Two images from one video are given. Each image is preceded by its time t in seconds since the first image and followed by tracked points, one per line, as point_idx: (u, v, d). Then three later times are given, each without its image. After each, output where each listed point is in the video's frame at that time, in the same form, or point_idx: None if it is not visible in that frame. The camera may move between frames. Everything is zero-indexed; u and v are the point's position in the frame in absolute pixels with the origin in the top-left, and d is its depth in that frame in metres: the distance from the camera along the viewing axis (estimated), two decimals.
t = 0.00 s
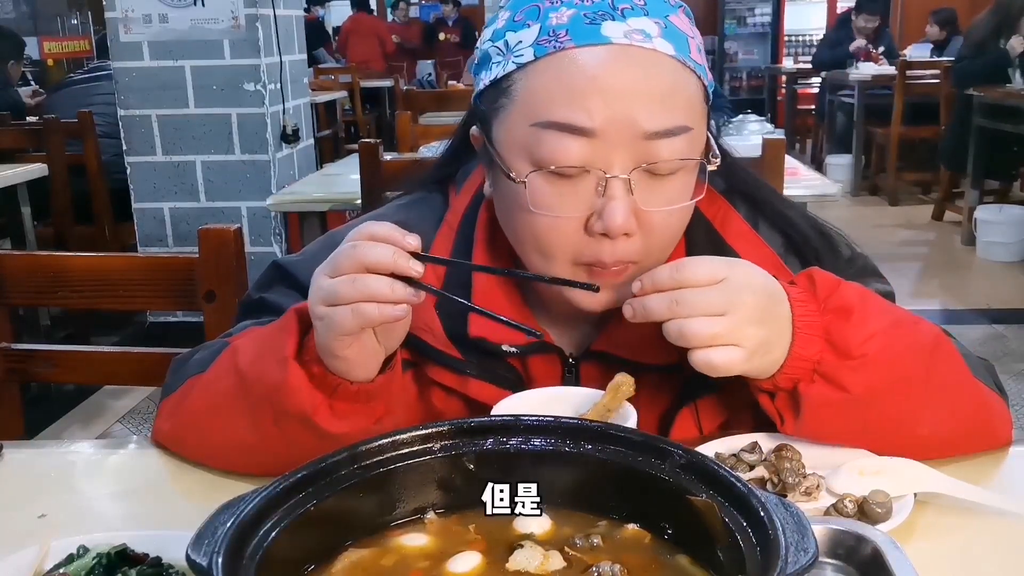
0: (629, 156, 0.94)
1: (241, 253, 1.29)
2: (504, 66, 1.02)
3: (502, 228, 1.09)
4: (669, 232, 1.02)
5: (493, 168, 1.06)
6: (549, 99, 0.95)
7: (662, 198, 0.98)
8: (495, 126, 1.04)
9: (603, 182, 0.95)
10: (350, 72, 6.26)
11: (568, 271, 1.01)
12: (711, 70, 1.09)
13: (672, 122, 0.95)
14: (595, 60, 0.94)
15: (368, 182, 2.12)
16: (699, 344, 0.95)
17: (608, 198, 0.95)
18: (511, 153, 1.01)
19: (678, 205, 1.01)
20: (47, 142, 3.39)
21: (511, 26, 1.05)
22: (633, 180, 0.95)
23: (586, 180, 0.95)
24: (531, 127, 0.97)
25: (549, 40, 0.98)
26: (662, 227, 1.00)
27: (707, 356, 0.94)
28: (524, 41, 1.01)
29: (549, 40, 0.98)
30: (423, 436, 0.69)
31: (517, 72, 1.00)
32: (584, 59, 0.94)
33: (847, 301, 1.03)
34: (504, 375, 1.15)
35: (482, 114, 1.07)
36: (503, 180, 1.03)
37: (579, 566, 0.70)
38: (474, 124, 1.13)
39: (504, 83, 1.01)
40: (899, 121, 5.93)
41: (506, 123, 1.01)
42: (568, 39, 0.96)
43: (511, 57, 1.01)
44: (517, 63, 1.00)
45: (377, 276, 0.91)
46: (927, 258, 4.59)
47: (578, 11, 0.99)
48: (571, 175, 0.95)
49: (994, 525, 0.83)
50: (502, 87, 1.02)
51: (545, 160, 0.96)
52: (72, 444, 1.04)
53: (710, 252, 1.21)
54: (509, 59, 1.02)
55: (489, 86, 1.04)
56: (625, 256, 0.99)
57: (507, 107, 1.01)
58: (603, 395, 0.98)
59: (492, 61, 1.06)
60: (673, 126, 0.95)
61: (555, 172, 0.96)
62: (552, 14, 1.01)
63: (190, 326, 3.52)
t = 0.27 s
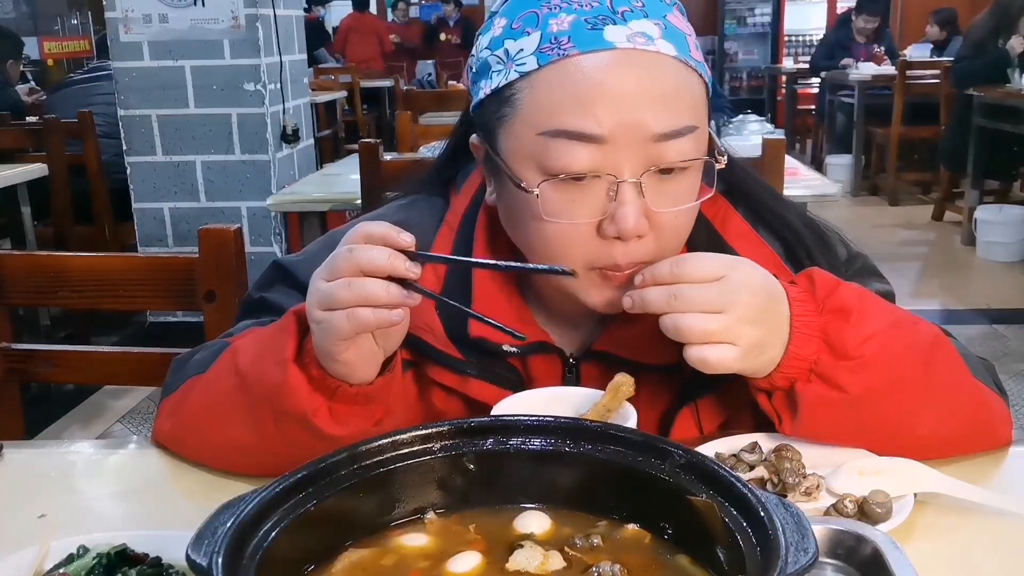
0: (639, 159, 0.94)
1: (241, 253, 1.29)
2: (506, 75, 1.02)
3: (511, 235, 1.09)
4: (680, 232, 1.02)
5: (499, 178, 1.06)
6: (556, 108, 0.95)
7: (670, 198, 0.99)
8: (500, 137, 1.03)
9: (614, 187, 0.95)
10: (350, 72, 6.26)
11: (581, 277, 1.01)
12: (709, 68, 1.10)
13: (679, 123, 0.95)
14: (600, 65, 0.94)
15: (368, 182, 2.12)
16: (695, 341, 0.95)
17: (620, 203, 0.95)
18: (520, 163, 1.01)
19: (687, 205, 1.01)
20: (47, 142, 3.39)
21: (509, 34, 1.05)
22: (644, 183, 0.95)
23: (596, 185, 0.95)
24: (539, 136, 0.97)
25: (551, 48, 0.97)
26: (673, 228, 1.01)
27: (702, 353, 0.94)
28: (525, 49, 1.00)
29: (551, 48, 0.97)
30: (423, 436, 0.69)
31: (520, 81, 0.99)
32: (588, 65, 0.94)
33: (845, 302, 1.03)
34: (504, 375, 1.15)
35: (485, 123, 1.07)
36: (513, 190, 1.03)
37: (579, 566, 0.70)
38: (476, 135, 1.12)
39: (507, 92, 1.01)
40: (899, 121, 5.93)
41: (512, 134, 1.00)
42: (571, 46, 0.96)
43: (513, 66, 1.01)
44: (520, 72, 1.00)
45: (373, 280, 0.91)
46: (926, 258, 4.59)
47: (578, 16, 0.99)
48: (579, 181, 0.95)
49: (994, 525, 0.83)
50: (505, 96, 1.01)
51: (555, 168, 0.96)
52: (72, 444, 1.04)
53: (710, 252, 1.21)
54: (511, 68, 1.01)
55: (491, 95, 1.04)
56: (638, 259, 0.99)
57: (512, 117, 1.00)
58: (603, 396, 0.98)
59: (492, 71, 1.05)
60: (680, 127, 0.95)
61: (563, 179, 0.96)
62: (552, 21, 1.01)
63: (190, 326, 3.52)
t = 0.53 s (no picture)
0: (642, 158, 0.94)
1: (241, 253, 1.29)
2: (508, 75, 1.02)
3: (513, 236, 1.09)
4: (682, 230, 1.02)
5: (501, 178, 1.06)
6: (558, 107, 0.95)
7: (673, 197, 0.99)
8: (501, 137, 1.03)
9: (616, 186, 0.95)
10: (350, 72, 6.26)
11: (584, 276, 1.01)
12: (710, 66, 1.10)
13: (681, 121, 0.95)
14: (602, 63, 0.94)
15: (368, 182, 2.12)
16: (691, 339, 0.95)
17: (622, 201, 0.95)
18: (522, 163, 1.01)
19: (690, 203, 1.01)
20: (47, 142, 3.39)
21: (510, 33, 1.05)
22: (646, 181, 0.95)
23: (599, 183, 0.95)
24: (542, 136, 0.97)
25: (554, 47, 0.98)
26: (676, 226, 1.01)
27: (694, 351, 0.95)
28: (527, 49, 1.00)
29: (553, 47, 0.98)
30: (423, 436, 0.69)
31: (522, 80, 0.99)
32: (590, 63, 0.94)
33: (843, 303, 1.03)
34: (504, 374, 1.15)
35: (487, 123, 1.07)
36: (515, 189, 1.02)
37: (579, 566, 0.70)
38: (477, 135, 1.12)
39: (509, 91, 1.01)
40: (899, 121, 5.93)
41: (514, 133, 1.00)
42: (573, 44, 0.96)
43: (515, 65, 1.01)
44: (521, 71, 1.00)
45: (376, 281, 0.91)
46: (926, 258, 4.59)
47: (580, 15, 0.99)
48: (582, 180, 0.95)
49: (994, 525, 0.83)
50: (507, 95, 1.01)
51: (558, 167, 0.96)
52: (72, 444, 1.04)
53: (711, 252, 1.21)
54: (512, 67, 1.01)
55: (493, 95, 1.04)
56: (642, 258, 0.99)
57: (514, 116, 1.00)
58: (603, 396, 0.98)
59: (494, 70, 1.05)
60: (683, 125, 0.95)
61: (566, 178, 0.96)
62: (553, 20, 1.01)
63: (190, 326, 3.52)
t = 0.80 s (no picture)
0: (646, 158, 0.94)
1: (241, 253, 1.29)
2: (510, 77, 1.02)
3: (517, 239, 1.08)
4: (687, 231, 1.02)
5: (504, 181, 1.06)
6: (562, 109, 0.95)
7: (677, 197, 0.99)
8: (504, 139, 1.03)
9: (622, 187, 0.95)
10: (350, 73, 6.26)
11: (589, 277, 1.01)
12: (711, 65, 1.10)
13: (686, 121, 0.95)
14: (604, 64, 0.94)
15: (368, 182, 2.12)
16: (687, 336, 0.95)
17: (628, 202, 0.94)
18: (526, 165, 1.00)
19: (693, 203, 1.01)
20: (47, 142, 3.39)
21: (512, 36, 1.05)
22: (651, 181, 0.95)
23: (604, 185, 0.95)
24: (546, 138, 0.97)
25: (556, 48, 0.98)
26: (680, 226, 1.01)
27: (689, 347, 0.95)
28: (529, 50, 1.00)
29: (556, 49, 0.98)
30: (423, 436, 0.70)
31: (525, 82, 0.99)
32: (593, 65, 0.94)
33: (843, 303, 1.03)
34: (504, 374, 1.16)
35: (489, 125, 1.07)
36: (519, 191, 1.02)
37: (579, 566, 0.70)
38: (479, 138, 1.12)
39: (511, 94, 1.01)
40: (899, 121, 5.93)
41: (518, 135, 1.00)
42: (576, 46, 0.96)
43: (517, 67, 1.01)
44: (524, 73, 1.00)
45: (381, 281, 0.91)
46: (926, 258, 4.59)
47: (582, 16, 0.99)
48: (587, 182, 0.95)
49: (994, 525, 0.83)
50: (510, 98, 1.01)
51: (562, 170, 0.96)
52: (72, 444, 1.04)
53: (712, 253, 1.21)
54: (515, 69, 1.01)
55: (496, 97, 1.04)
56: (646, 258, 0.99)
57: (518, 118, 1.00)
58: (603, 395, 0.98)
59: (496, 72, 1.05)
60: (686, 125, 0.95)
61: (569, 180, 0.96)
62: (555, 21, 1.01)
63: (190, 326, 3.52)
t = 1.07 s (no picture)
0: (651, 159, 0.94)
1: (241, 253, 1.29)
2: (512, 83, 1.02)
3: (521, 241, 1.08)
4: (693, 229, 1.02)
5: (507, 185, 1.06)
6: (566, 113, 0.95)
7: (683, 197, 0.99)
8: (506, 144, 1.03)
9: (628, 189, 0.94)
10: (350, 73, 6.26)
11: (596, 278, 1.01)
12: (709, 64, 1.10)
13: (689, 121, 0.95)
14: (608, 67, 0.94)
15: (367, 182, 2.12)
16: (681, 334, 0.96)
17: (634, 204, 0.94)
18: (531, 170, 1.00)
19: (698, 202, 1.01)
20: (47, 142, 3.39)
21: (512, 41, 1.05)
22: (657, 182, 0.95)
23: (610, 187, 0.95)
24: (550, 143, 0.97)
25: (557, 53, 0.98)
26: (686, 225, 1.01)
27: (679, 345, 0.96)
28: (530, 56, 1.00)
29: (557, 53, 0.98)
30: (423, 436, 0.69)
31: (528, 87, 0.99)
32: (597, 69, 0.94)
33: (842, 305, 1.03)
34: (503, 374, 1.16)
35: (490, 131, 1.06)
36: (524, 197, 1.02)
37: (579, 566, 0.70)
38: (478, 145, 1.12)
39: (513, 99, 1.01)
40: (899, 121, 5.93)
41: (522, 140, 1.00)
42: (576, 50, 0.96)
43: (519, 73, 1.01)
44: (526, 79, 0.99)
45: (381, 281, 0.91)
46: (926, 258, 4.59)
47: (581, 20, 0.99)
48: (593, 185, 0.95)
49: (994, 525, 0.83)
50: (512, 103, 1.01)
51: (568, 174, 0.96)
52: (72, 444, 1.04)
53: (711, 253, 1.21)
54: (515, 75, 1.01)
55: (497, 102, 1.04)
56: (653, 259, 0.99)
57: (520, 124, 1.00)
58: (603, 395, 0.98)
59: (496, 79, 1.05)
60: (690, 125, 0.95)
61: (576, 184, 0.96)
62: (555, 25, 1.01)
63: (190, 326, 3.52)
